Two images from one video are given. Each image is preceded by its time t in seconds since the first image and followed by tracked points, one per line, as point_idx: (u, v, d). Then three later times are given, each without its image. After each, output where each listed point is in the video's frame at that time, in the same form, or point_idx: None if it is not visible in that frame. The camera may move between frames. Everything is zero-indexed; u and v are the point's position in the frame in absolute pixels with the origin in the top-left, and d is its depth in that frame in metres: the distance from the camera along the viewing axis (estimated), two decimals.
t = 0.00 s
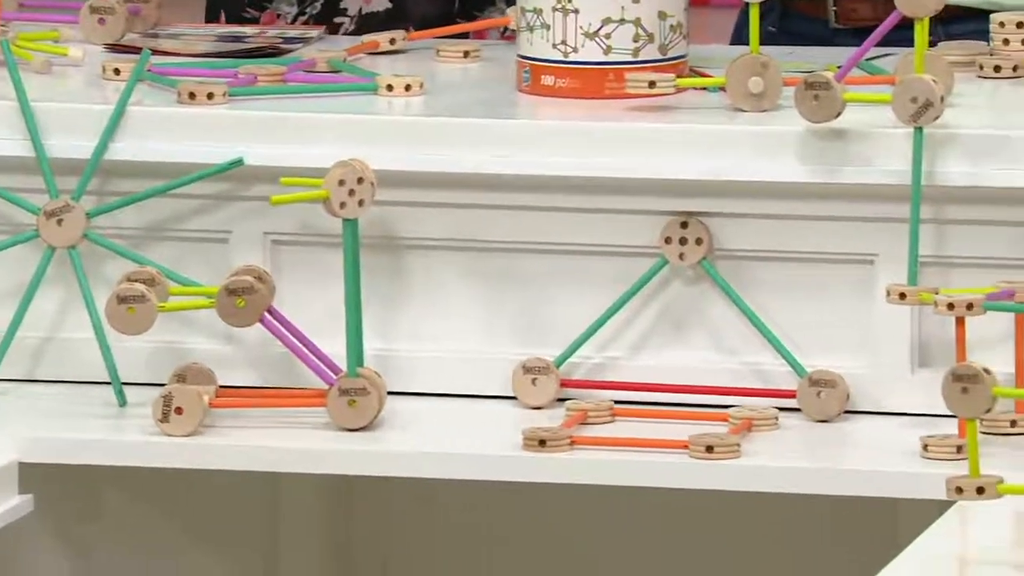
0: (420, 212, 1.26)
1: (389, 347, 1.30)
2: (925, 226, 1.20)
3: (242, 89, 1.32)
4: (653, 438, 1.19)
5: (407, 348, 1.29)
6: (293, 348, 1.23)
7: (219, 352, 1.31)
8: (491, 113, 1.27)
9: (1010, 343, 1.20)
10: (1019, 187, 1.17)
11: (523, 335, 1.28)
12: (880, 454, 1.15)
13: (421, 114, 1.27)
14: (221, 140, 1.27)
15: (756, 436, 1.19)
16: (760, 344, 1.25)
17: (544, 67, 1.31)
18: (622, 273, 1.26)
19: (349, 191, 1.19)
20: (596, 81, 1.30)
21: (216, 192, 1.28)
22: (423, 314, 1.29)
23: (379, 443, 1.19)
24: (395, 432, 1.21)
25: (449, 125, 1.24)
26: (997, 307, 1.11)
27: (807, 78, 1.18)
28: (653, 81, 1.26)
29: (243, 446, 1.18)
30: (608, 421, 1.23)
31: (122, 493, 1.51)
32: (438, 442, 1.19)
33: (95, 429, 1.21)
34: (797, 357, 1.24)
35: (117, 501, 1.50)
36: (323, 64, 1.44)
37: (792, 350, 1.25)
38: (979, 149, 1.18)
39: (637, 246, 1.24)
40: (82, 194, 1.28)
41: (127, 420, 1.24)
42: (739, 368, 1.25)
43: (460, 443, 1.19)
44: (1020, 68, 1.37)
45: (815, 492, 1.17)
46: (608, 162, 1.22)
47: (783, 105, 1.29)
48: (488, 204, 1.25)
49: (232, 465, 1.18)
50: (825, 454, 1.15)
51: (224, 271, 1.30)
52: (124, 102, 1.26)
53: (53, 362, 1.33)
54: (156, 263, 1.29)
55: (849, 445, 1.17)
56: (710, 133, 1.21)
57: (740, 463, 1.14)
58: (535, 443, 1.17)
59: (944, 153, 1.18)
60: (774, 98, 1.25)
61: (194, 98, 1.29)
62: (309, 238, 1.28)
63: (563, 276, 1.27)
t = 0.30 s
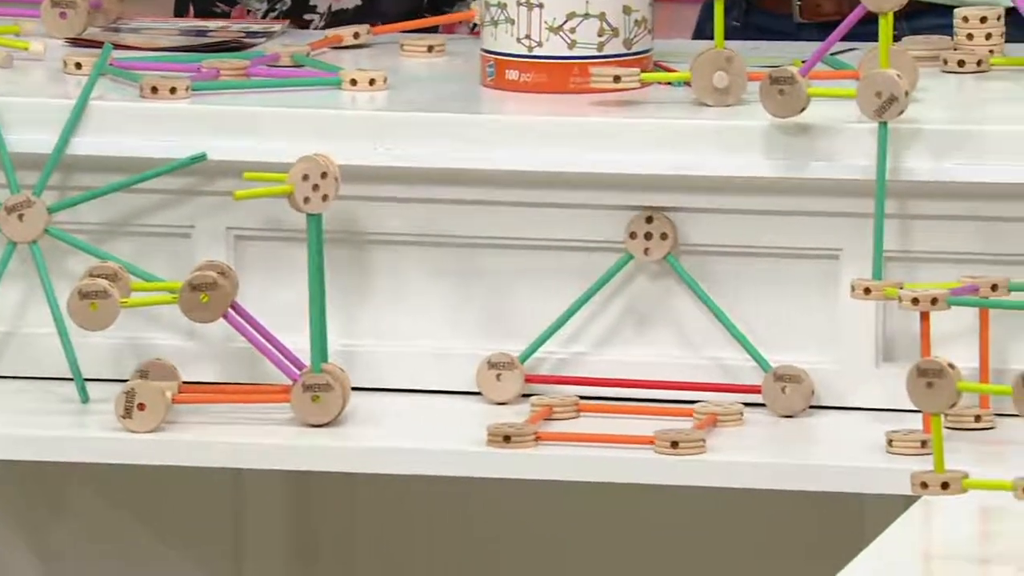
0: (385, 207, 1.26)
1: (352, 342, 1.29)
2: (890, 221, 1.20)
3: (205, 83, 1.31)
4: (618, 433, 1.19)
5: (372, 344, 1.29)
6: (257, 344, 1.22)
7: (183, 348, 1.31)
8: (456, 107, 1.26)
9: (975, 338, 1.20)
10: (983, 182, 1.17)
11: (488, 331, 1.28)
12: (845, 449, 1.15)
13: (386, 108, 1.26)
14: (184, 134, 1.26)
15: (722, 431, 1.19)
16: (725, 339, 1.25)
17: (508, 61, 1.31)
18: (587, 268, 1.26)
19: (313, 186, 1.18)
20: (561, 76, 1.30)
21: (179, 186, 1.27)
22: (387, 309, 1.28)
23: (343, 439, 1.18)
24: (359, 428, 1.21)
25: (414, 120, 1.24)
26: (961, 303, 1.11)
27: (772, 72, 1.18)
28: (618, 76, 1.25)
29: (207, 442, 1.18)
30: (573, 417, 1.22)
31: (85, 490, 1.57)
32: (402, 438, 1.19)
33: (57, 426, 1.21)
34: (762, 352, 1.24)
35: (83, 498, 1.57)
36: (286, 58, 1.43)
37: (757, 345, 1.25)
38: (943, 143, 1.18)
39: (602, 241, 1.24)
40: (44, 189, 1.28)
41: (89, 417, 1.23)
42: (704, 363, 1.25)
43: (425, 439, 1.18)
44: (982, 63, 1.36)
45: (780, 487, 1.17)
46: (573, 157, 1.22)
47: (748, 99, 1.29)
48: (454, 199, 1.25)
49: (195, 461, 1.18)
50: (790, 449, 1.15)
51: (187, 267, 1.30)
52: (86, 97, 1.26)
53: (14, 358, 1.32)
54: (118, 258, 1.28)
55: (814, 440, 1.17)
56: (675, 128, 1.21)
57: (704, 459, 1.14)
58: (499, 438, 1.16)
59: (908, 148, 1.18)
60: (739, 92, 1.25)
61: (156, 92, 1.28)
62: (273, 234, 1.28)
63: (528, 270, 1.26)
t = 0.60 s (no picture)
0: (352, 204, 1.26)
1: (318, 340, 1.29)
2: (856, 218, 1.20)
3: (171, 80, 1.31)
4: (586, 430, 1.19)
5: (338, 341, 1.28)
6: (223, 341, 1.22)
7: (149, 345, 1.30)
8: (422, 105, 1.26)
9: (940, 335, 1.21)
10: (948, 179, 1.17)
11: (455, 328, 1.28)
12: (811, 446, 1.16)
13: (353, 105, 1.26)
14: (150, 132, 1.26)
15: (689, 428, 1.19)
16: (692, 337, 1.25)
17: (475, 58, 1.31)
18: (554, 265, 1.26)
19: (279, 183, 1.18)
20: (527, 73, 1.30)
21: (145, 184, 1.27)
22: (354, 307, 1.28)
23: (310, 437, 1.18)
24: (326, 426, 1.21)
25: (381, 117, 1.24)
26: (927, 299, 1.11)
27: (738, 70, 1.18)
28: (585, 73, 1.25)
29: (173, 440, 1.17)
30: (540, 414, 1.22)
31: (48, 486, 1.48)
32: (369, 435, 1.18)
33: (22, 423, 1.20)
34: (729, 350, 1.24)
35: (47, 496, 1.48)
36: (252, 55, 1.43)
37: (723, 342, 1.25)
38: (909, 141, 1.18)
39: (569, 238, 1.24)
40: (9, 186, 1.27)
41: (55, 415, 1.23)
42: (670, 361, 1.25)
43: (392, 436, 1.18)
44: (948, 61, 1.36)
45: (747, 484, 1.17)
46: (540, 155, 1.22)
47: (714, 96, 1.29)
48: (422, 196, 1.25)
49: (162, 459, 1.17)
50: (757, 446, 1.15)
51: (153, 265, 1.29)
52: (51, 93, 1.25)
53: None
54: (83, 255, 1.28)
55: (781, 437, 1.17)
56: (642, 125, 1.21)
57: (672, 456, 1.14)
58: (466, 436, 1.16)
59: (874, 145, 1.18)
60: (705, 90, 1.25)
61: (122, 89, 1.28)
62: (240, 231, 1.28)
63: (495, 268, 1.26)
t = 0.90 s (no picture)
0: (319, 202, 1.26)
1: (286, 337, 1.29)
2: (822, 216, 1.21)
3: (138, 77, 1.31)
4: (553, 427, 1.19)
5: (306, 339, 1.28)
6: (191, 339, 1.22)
7: (116, 344, 1.30)
8: (390, 102, 1.26)
9: (907, 332, 1.21)
10: (914, 177, 1.18)
11: (423, 325, 1.28)
12: (778, 443, 1.16)
13: (320, 103, 1.26)
14: (118, 129, 1.25)
15: (657, 425, 1.20)
16: (660, 335, 1.25)
17: (443, 56, 1.30)
18: (521, 263, 1.26)
19: (247, 180, 1.18)
20: (494, 70, 1.30)
21: (112, 181, 1.26)
22: (322, 304, 1.28)
23: (278, 435, 1.18)
24: (293, 424, 1.21)
25: (348, 116, 1.23)
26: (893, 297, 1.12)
27: (705, 68, 1.18)
28: (552, 70, 1.27)
29: (140, 438, 1.17)
30: (508, 412, 1.23)
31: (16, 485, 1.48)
32: (337, 433, 1.18)
33: None
34: (696, 348, 1.25)
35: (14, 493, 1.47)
36: (219, 52, 1.42)
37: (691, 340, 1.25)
38: (875, 139, 1.18)
39: (537, 236, 1.24)
40: None
41: (22, 413, 1.22)
42: (638, 359, 1.25)
43: (360, 434, 1.18)
44: (914, 59, 1.37)
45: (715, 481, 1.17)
46: (508, 152, 1.22)
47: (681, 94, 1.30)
48: (390, 194, 1.25)
49: (129, 457, 1.17)
50: (724, 443, 1.16)
51: (120, 262, 1.29)
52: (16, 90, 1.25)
53: None
54: (49, 253, 1.27)
55: (749, 434, 1.18)
56: (609, 123, 1.21)
57: (640, 453, 1.14)
58: (434, 433, 1.16)
59: (840, 143, 1.19)
60: (672, 88, 1.25)
61: (89, 87, 1.28)
62: (207, 229, 1.27)
63: (462, 265, 1.26)
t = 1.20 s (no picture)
0: (287, 199, 1.26)
1: (254, 336, 1.29)
2: (789, 213, 1.21)
3: (104, 75, 1.30)
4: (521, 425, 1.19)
5: (273, 337, 1.28)
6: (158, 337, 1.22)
7: (82, 341, 1.29)
8: (357, 100, 1.26)
9: (873, 329, 1.21)
10: (881, 175, 1.18)
11: (391, 322, 1.28)
12: (744, 441, 1.16)
13: (287, 100, 1.26)
14: (84, 126, 1.25)
15: (625, 423, 1.20)
16: (629, 332, 1.25)
17: (410, 53, 1.30)
18: (489, 260, 1.26)
19: (215, 178, 1.18)
20: (462, 69, 1.29)
21: (78, 178, 1.26)
22: (290, 301, 1.28)
23: (245, 433, 1.18)
24: (260, 421, 1.20)
25: (315, 113, 1.23)
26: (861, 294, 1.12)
27: (673, 65, 1.19)
28: (520, 68, 1.27)
29: (107, 436, 1.17)
30: (476, 409, 1.23)
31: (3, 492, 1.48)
32: (306, 431, 1.18)
33: None
34: (664, 344, 1.25)
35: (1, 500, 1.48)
36: (185, 49, 1.42)
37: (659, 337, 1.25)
38: (842, 136, 1.19)
39: (504, 233, 1.24)
40: None
41: None
42: (607, 355, 1.25)
43: (327, 432, 1.18)
44: (882, 56, 1.36)
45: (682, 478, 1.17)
46: (475, 150, 1.22)
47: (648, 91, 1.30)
48: (357, 191, 1.25)
49: (95, 455, 1.17)
50: (691, 440, 1.16)
51: (87, 260, 1.28)
52: None
53: None
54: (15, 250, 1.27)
55: (717, 431, 1.18)
56: (576, 121, 1.21)
57: (608, 451, 1.14)
58: (402, 431, 1.16)
59: (806, 140, 1.19)
60: (640, 86, 1.25)
61: (55, 84, 1.27)
62: (174, 226, 1.27)
63: (430, 263, 1.26)
